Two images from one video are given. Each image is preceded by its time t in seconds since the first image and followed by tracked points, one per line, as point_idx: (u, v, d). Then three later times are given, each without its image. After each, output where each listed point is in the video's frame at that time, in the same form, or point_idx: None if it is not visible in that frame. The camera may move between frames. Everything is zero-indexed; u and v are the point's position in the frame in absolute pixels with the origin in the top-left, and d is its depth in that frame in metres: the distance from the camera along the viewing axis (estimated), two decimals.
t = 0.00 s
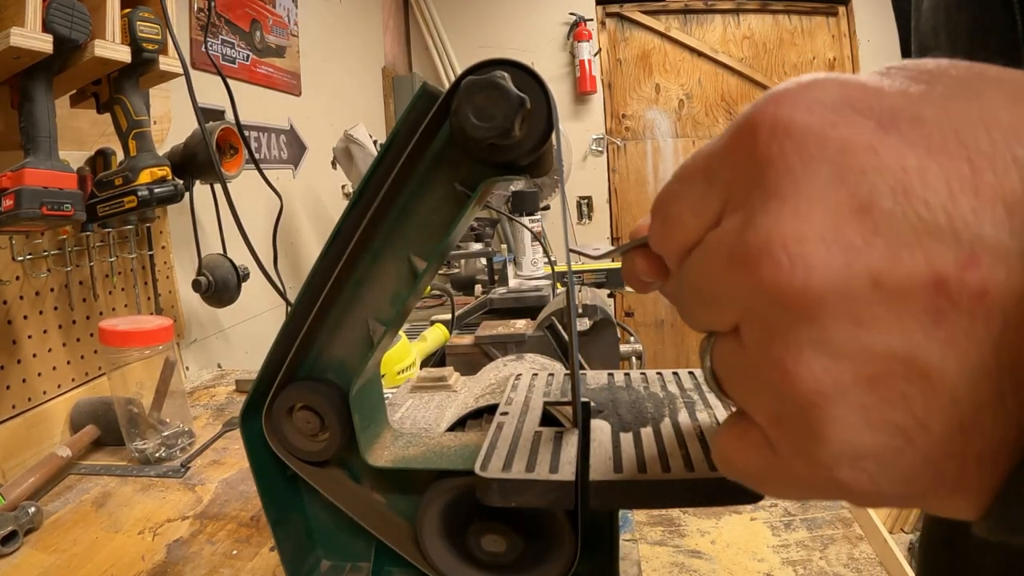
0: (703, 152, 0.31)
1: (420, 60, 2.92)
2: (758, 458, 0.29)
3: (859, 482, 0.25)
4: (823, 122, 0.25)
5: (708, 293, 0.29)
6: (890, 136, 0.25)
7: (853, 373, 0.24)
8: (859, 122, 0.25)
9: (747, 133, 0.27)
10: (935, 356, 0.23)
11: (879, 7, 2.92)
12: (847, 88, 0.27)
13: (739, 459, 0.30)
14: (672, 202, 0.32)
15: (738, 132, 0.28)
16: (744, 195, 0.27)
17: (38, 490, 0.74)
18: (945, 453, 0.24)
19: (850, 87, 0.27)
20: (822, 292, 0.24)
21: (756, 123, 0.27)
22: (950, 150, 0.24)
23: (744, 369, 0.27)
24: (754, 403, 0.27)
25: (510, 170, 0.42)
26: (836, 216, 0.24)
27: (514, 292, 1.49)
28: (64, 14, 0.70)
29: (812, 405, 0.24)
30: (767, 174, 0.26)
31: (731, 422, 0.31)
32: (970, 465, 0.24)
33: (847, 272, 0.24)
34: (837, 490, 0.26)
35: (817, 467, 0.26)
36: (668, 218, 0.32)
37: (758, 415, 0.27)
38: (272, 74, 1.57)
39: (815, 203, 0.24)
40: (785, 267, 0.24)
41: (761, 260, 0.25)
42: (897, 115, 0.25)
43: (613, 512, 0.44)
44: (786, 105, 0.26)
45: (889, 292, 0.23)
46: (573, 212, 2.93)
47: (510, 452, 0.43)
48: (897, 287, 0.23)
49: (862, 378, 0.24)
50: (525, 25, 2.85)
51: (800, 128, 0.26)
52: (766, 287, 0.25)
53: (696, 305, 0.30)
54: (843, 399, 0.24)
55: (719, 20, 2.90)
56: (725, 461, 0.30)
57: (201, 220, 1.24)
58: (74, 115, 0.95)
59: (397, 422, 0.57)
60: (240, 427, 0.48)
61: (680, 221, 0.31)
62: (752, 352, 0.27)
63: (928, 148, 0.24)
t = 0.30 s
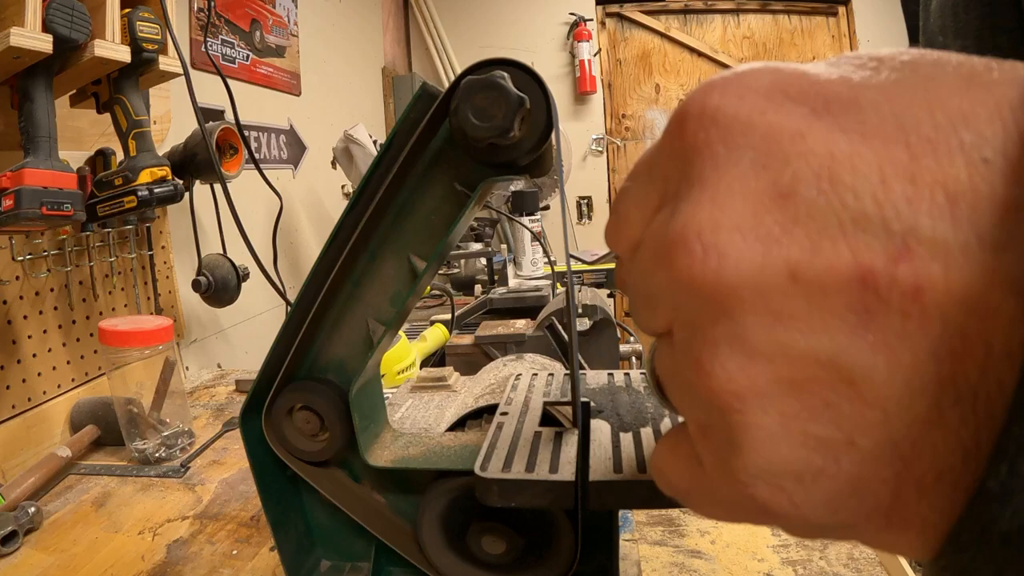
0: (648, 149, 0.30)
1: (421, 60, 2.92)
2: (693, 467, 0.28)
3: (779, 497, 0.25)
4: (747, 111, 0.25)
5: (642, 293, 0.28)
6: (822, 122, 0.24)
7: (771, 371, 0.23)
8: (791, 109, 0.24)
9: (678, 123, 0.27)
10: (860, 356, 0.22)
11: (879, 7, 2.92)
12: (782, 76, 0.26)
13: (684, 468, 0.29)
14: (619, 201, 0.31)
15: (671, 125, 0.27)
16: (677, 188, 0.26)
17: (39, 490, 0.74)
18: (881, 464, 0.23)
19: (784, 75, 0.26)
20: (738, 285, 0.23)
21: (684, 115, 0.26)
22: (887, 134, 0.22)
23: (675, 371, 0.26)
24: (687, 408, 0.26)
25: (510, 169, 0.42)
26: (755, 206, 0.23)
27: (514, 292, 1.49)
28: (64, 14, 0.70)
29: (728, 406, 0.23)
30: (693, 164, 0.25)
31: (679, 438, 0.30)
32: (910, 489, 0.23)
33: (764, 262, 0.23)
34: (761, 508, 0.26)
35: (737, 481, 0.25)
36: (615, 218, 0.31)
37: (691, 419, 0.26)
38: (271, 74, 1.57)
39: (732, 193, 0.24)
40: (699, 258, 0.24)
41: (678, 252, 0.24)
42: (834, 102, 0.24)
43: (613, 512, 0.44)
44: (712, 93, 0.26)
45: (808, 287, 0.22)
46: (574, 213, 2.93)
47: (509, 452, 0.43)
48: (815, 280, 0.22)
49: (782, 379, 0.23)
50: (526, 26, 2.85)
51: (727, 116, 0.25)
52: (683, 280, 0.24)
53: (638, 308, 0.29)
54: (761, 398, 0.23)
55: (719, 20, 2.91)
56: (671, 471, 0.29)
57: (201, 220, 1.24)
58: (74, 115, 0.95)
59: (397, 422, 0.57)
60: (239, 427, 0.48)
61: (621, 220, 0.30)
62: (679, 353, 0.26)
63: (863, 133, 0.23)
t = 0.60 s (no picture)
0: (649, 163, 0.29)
1: (420, 59, 2.92)
2: (702, 487, 0.27)
3: (788, 511, 0.24)
4: (752, 127, 0.24)
5: (645, 310, 0.27)
6: (831, 138, 0.23)
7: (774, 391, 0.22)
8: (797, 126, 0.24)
9: (680, 138, 0.26)
10: (867, 380, 0.22)
11: (879, 7, 2.93)
12: (791, 86, 0.25)
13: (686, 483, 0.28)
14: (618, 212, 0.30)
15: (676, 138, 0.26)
16: (681, 203, 0.25)
17: (39, 490, 0.74)
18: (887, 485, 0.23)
19: (794, 87, 0.25)
20: (744, 306, 0.22)
21: (689, 130, 0.25)
22: (899, 152, 0.22)
23: (682, 389, 0.26)
24: (693, 425, 0.26)
25: (510, 169, 0.42)
26: (765, 225, 0.23)
27: (514, 292, 1.49)
28: (64, 14, 0.70)
29: (738, 430, 0.23)
30: (698, 180, 0.25)
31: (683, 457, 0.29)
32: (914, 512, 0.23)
33: (774, 284, 0.22)
34: (765, 527, 0.26)
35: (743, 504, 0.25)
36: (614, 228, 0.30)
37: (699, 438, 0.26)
38: (272, 74, 1.57)
39: (740, 214, 0.23)
40: (707, 278, 0.23)
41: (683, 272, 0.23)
42: (847, 114, 0.23)
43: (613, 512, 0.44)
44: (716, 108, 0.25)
45: (819, 310, 0.22)
46: (574, 212, 2.93)
47: (510, 452, 0.43)
48: (825, 303, 0.22)
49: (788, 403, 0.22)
50: (526, 26, 2.85)
51: (735, 131, 0.24)
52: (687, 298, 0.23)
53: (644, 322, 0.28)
54: (768, 419, 0.23)
55: (719, 20, 2.91)
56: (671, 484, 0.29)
57: (201, 220, 1.24)
58: (74, 115, 0.95)
59: (397, 422, 0.57)
60: (239, 427, 0.48)
61: (619, 235, 0.29)
62: (688, 374, 0.25)
63: (876, 149, 0.22)
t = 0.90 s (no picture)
0: (722, 166, 0.29)
1: (420, 59, 2.93)
2: (767, 483, 0.28)
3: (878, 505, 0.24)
4: (848, 143, 0.24)
5: (721, 314, 0.27)
6: (919, 160, 0.23)
7: (870, 400, 0.23)
8: (889, 144, 0.24)
9: (769, 148, 0.25)
10: (960, 387, 0.22)
11: (878, 7, 2.93)
12: (879, 108, 0.25)
13: (749, 480, 0.29)
14: (688, 213, 0.29)
15: (764, 146, 0.26)
16: (768, 212, 0.25)
17: (39, 489, 0.74)
18: (957, 487, 0.24)
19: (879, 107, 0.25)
20: (845, 317, 0.22)
21: (782, 141, 0.25)
22: (979, 177, 0.22)
23: (765, 393, 0.26)
24: (769, 427, 0.26)
25: (509, 169, 0.42)
26: (866, 238, 0.22)
27: (514, 292, 1.49)
28: (65, 14, 0.70)
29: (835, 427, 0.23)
30: (790, 190, 0.24)
31: (739, 450, 0.30)
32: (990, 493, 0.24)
33: (878, 294, 0.22)
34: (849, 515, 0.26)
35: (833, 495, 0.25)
36: (683, 230, 0.30)
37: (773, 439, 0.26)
38: (272, 73, 1.57)
39: (842, 230, 0.23)
40: (814, 290, 0.23)
41: (788, 283, 0.23)
42: (929, 137, 0.24)
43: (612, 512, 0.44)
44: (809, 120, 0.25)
45: (916, 319, 0.22)
46: (573, 213, 2.93)
47: (510, 452, 0.43)
48: (924, 314, 0.22)
49: (882, 411, 0.23)
50: (526, 26, 2.85)
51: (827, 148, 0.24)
52: (788, 309, 0.23)
53: (712, 324, 0.28)
54: (865, 427, 0.23)
55: (719, 20, 2.91)
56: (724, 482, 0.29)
57: (201, 220, 1.24)
58: (74, 115, 0.95)
59: (397, 422, 0.57)
60: (239, 428, 0.48)
61: (692, 238, 0.29)
62: (777, 381, 0.25)
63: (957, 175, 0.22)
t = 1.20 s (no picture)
0: (779, 175, 0.30)
1: (420, 59, 2.93)
2: (828, 465, 0.30)
3: (936, 474, 0.27)
4: (916, 163, 0.25)
5: (789, 312, 0.29)
6: (972, 181, 0.25)
7: (935, 385, 0.25)
8: (941, 167, 0.25)
9: (841, 165, 0.27)
10: (1006, 367, 0.25)
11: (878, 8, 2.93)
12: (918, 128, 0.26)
13: (804, 459, 0.31)
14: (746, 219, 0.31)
15: (834, 162, 0.27)
16: (837, 224, 0.27)
17: (39, 490, 0.74)
18: (1000, 454, 0.27)
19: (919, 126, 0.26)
20: (918, 317, 0.24)
21: (855, 161, 0.26)
22: (1018, 196, 0.24)
23: (833, 383, 0.28)
24: (836, 411, 0.29)
25: (510, 169, 0.42)
26: (934, 248, 0.24)
27: (514, 292, 1.49)
28: (64, 14, 0.70)
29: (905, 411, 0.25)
30: (863, 205, 0.26)
31: (794, 430, 0.32)
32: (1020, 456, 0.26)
33: (946, 297, 0.24)
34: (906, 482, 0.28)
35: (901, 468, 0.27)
36: (740, 235, 0.31)
37: (838, 421, 0.29)
38: (271, 73, 1.57)
39: (917, 244, 0.24)
40: (894, 296, 0.25)
41: (867, 291, 0.25)
42: (975, 159, 0.25)
43: (612, 512, 0.44)
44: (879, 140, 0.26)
45: (976, 315, 0.24)
46: (573, 213, 2.93)
47: (510, 452, 0.43)
48: (981, 310, 0.24)
49: (943, 393, 0.25)
50: (526, 25, 2.85)
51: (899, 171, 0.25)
52: (866, 314, 0.25)
53: (776, 321, 0.30)
54: (930, 408, 0.25)
55: (719, 20, 2.90)
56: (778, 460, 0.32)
57: (201, 220, 1.24)
58: (74, 115, 0.95)
59: (397, 422, 0.57)
60: (239, 428, 0.48)
61: (749, 245, 0.31)
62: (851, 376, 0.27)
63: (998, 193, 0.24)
